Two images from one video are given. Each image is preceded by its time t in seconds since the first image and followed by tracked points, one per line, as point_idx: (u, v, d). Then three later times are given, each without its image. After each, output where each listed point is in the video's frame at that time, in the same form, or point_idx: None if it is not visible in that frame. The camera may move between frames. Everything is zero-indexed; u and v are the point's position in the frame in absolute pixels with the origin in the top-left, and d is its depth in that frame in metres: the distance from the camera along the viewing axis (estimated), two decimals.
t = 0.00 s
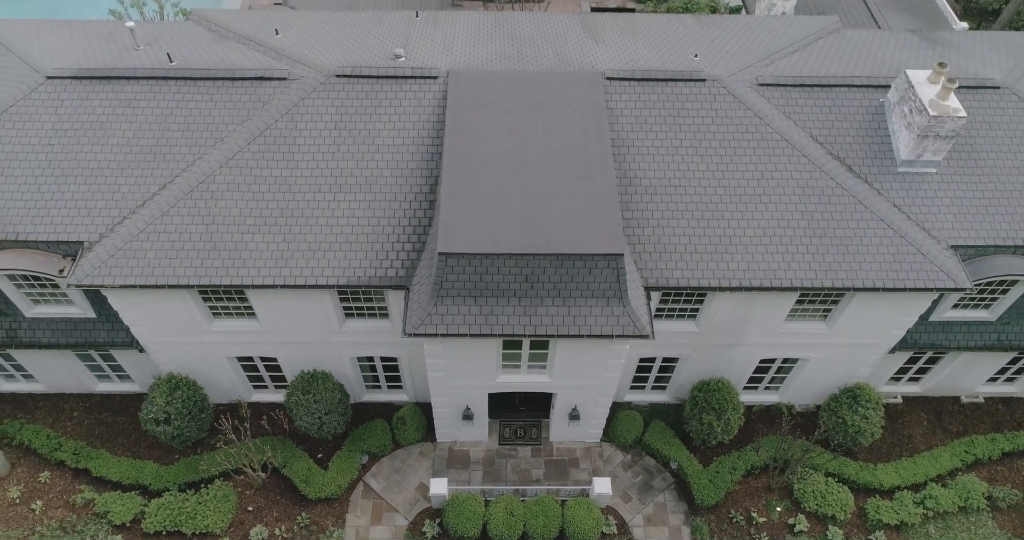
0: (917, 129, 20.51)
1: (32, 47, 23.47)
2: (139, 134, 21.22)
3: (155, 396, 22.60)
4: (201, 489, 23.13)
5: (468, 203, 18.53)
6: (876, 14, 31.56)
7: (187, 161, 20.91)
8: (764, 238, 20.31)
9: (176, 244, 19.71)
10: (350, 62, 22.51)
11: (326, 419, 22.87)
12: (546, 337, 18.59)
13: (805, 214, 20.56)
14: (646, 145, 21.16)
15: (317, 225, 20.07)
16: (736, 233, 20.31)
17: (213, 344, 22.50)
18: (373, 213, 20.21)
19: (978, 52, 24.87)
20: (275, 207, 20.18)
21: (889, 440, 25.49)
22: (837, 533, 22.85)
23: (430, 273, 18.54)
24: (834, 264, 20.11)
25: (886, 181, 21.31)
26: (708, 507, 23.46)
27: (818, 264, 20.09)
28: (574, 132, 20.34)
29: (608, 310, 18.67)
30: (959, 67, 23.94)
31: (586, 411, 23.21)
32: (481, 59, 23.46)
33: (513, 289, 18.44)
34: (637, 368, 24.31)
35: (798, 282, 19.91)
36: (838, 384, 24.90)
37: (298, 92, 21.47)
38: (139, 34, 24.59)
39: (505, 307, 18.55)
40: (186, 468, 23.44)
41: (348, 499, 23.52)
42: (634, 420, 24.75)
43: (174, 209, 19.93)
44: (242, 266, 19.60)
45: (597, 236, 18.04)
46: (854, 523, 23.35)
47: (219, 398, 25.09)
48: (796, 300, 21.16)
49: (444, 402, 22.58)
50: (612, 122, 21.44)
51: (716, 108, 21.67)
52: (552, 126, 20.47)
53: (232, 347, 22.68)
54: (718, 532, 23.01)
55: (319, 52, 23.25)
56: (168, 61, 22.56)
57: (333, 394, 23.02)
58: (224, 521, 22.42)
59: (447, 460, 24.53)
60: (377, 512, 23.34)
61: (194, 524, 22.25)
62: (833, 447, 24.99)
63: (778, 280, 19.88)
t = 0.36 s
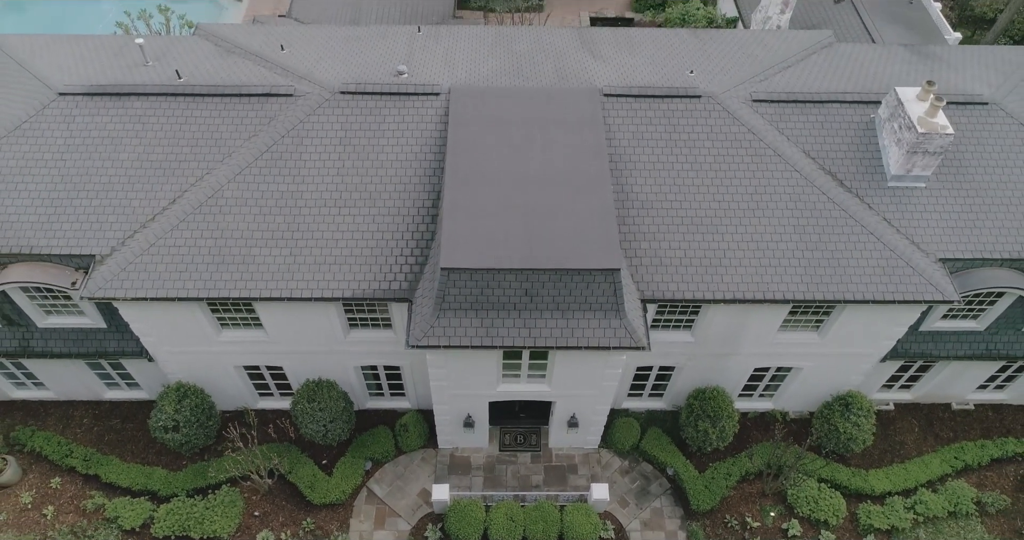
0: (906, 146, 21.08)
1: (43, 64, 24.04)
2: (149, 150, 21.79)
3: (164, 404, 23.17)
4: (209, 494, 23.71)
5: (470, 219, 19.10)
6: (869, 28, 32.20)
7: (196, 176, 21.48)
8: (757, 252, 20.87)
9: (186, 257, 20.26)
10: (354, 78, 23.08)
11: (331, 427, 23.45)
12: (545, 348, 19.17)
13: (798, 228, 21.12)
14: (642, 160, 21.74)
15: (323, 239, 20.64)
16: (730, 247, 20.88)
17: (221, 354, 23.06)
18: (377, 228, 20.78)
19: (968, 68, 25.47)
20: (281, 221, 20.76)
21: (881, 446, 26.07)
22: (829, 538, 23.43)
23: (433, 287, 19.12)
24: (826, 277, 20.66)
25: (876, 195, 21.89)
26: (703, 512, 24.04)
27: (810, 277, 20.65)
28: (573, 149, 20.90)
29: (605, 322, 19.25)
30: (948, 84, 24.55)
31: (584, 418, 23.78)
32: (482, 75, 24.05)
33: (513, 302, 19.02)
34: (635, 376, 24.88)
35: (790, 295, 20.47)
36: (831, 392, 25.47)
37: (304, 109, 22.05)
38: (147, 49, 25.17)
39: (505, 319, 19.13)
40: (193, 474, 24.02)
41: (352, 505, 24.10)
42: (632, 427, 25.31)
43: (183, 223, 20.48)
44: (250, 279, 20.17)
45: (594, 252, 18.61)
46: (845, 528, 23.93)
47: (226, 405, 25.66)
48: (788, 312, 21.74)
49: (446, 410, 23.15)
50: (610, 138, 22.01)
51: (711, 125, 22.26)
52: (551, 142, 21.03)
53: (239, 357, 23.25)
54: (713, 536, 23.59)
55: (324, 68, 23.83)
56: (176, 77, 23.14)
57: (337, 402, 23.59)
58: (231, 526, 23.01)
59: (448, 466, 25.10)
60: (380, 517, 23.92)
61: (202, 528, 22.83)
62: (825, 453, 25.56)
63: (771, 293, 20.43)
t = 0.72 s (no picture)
0: (897, 161, 21.62)
1: (54, 79, 24.60)
2: (158, 164, 22.35)
3: (172, 411, 23.72)
4: (217, 500, 24.26)
5: (472, 233, 19.64)
6: (864, 40, 32.74)
7: (204, 190, 22.03)
8: (752, 264, 21.39)
9: (195, 270, 20.78)
10: (358, 93, 23.63)
11: (335, 433, 24.00)
12: (544, 359, 19.72)
13: (791, 240, 21.64)
14: (640, 174, 22.29)
15: (328, 252, 21.17)
16: (725, 259, 21.41)
17: (228, 363, 23.61)
18: (381, 241, 21.32)
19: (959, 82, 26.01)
20: (288, 234, 21.30)
21: (874, 452, 26.62)
22: None
23: (435, 299, 19.66)
24: (818, 289, 21.18)
25: (868, 208, 22.43)
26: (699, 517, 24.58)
27: (803, 289, 21.16)
28: (572, 164, 21.46)
29: (603, 333, 19.78)
30: (939, 98, 25.09)
31: (583, 425, 24.31)
32: (483, 90, 24.61)
33: (514, 314, 19.56)
34: (632, 384, 25.43)
35: (784, 306, 20.98)
36: (825, 399, 26.02)
37: (310, 124, 22.61)
38: (156, 64, 25.72)
39: (506, 330, 19.68)
40: (201, 479, 24.57)
41: (356, 510, 24.64)
42: (630, 433, 25.85)
43: (192, 236, 21.00)
44: (257, 291, 20.70)
45: (593, 265, 19.14)
46: (838, 532, 24.47)
47: (232, 411, 26.21)
48: (782, 323, 22.27)
49: (448, 417, 23.68)
50: (608, 153, 22.57)
51: (706, 139, 22.82)
52: (551, 158, 21.60)
53: (246, 365, 23.79)
54: None
55: (328, 83, 24.39)
56: (185, 92, 23.70)
57: (342, 410, 24.14)
58: (238, 531, 23.55)
59: (450, 472, 25.65)
60: (383, 521, 24.47)
61: (209, 533, 23.38)
62: (819, 459, 26.11)
63: (765, 304, 20.95)
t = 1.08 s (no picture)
0: (887, 176, 22.20)
1: (65, 94, 25.18)
2: (168, 179, 22.94)
3: (181, 420, 24.25)
4: (224, 505, 24.84)
5: (473, 247, 20.23)
6: (858, 52, 33.32)
7: (213, 204, 22.63)
8: (746, 276, 21.96)
9: (204, 282, 21.32)
10: (361, 109, 24.21)
11: (340, 441, 24.58)
12: (544, 369, 20.31)
13: (784, 253, 22.20)
14: (637, 189, 22.90)
15: (333, 265, 21.75)
16: (720, 272, 21.99)
17: (235, 371, 24.19)
18: (384, 254, 21.89)
19: (950, 96, 26.60)
20: (294, 247, 21.88)
21: (866, 458, 27.20)
22: None
23: (438, 311, 20.22)
24: (811, 300, 21.73)
25: (859, 222, 23.03)
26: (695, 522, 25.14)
27: (795, 301, 21.72)
28: (571, 179, 22.04)
29: (601, 344, 20.36)
30: (930, 112, 25.67)
31: (582, 432, 24.89)
32: (484, 104, 25.22)
33: (514, 326, 20.15)
34: (630, 392, 26.02)
35: (777, 318, 21.55)
36: (818, 407, 26.60)
37: (315, 139, 23.20)
38: (164, 79, 26.29)
39: (506, 342, 20.26)
40: (208, 485, 25.16)
41: (360, 515, 25.20)
42: (627, 440, 26.42)
43: (201, 249, 21.55)
44: (264, 303, 21.27)
45: (591, 279, 19.71)
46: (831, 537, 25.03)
47: (239, 418, 26.79)
48: (775, 333, 22.86)
49: (450, 424, 24.25)
50: (606, 168, 23.16)
51: (702, 154, 23.42)
52: (550, 173, 22.19)
53: (252, 374, 24.36)
54: None
55: (332, 98, 24.97)
56: (193, 107, 24.30)
57: (346, 418, 24.72)
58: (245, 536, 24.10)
59: (452, 478, 26.23)
60: (386, 526, 25.03)
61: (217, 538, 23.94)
62: (813, 465, 26.68)
63: (759, 315, 21.52)
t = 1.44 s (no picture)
0: (878, 189, 22.74)
1: (74, 108, 25.74)
2: (176, 192, 23.51)
3: (189, 426, 24.83)
4: (230, 510, 25.41)
5: (474, 261, 20.78)
6: (853, 63, 33.86)
7: (220, 216, 23.20)
8: (740, 287, 22.51)
9: (211, 293, 21.85)
10: (365, 123, 24.78)
11: (343, 447, 25.14)
12: (542, 379, 20.87)
13: (778, 265, 22.76)
14: (634, 202, 23.47)
15: (338, 276, 22.30)
16: (715, 283, 22.54)
17: (242, 380, 24.75)
18: (387, 266, 22.45)
19: (941, 109, 27.14)
20: (300, 260, 22.43)
21: (859, 464, 27.78)
22: None
23: (440, 323, 20.78)
24: (803, 311, 22.27)
25: (851, 234, 23.60)
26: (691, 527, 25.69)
27: (788, 312, 22.25)
28: (569, 193, 22.59)
29: (598, 355, 20.93)
30: (921, 125, 26.22)
31: (580, 439, 25.45)
32: (485, 118, 25.79)
33: (514, 337, 20.72)
34: (627, 399, 26.58)
35: (770, 328, 22.09)
36: (812, 413, 27.16)
37: (320, 153, 23.77)
38: (171, 92, 26.86)
39: (506, 352, 20.83)
40: (215, 490, 25.73)
41: (363, 519, 25.76)
42: (625, 446, 26.98)
43: (209, 261, 22.11)
44: (271, 315, 21.81)
45: (589, 291, 20.26)
46: None
47: (244, 425, 27.37)
48: (768, 343, 23.43)
49: (451, 431, 24.81)
50: (603, 182, 23.73)
51: (697, 168, 23.98)
52: (550, 186, 22.75)
53: (258, 382, 24.93)
54: None
55: (337, 112, 25.53)
56: (200, 121, 24.85)
57: (350, 425, 25.27)
58: None
59: (453, 483, 26.79)
60: (389, 531, 25.58)
61: None
62: (806, 471, 27.26)
63: (752, 326, 22.06)
